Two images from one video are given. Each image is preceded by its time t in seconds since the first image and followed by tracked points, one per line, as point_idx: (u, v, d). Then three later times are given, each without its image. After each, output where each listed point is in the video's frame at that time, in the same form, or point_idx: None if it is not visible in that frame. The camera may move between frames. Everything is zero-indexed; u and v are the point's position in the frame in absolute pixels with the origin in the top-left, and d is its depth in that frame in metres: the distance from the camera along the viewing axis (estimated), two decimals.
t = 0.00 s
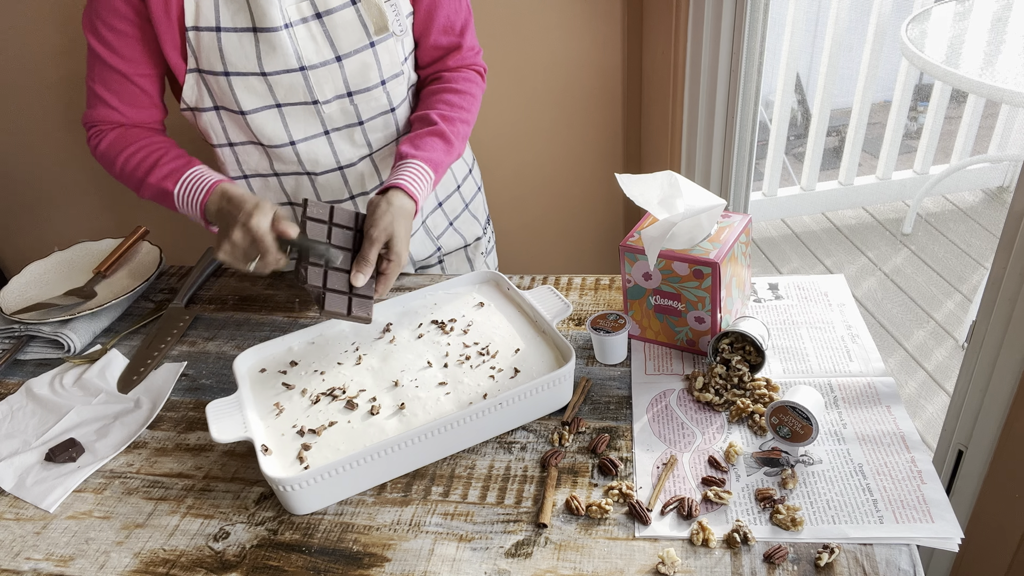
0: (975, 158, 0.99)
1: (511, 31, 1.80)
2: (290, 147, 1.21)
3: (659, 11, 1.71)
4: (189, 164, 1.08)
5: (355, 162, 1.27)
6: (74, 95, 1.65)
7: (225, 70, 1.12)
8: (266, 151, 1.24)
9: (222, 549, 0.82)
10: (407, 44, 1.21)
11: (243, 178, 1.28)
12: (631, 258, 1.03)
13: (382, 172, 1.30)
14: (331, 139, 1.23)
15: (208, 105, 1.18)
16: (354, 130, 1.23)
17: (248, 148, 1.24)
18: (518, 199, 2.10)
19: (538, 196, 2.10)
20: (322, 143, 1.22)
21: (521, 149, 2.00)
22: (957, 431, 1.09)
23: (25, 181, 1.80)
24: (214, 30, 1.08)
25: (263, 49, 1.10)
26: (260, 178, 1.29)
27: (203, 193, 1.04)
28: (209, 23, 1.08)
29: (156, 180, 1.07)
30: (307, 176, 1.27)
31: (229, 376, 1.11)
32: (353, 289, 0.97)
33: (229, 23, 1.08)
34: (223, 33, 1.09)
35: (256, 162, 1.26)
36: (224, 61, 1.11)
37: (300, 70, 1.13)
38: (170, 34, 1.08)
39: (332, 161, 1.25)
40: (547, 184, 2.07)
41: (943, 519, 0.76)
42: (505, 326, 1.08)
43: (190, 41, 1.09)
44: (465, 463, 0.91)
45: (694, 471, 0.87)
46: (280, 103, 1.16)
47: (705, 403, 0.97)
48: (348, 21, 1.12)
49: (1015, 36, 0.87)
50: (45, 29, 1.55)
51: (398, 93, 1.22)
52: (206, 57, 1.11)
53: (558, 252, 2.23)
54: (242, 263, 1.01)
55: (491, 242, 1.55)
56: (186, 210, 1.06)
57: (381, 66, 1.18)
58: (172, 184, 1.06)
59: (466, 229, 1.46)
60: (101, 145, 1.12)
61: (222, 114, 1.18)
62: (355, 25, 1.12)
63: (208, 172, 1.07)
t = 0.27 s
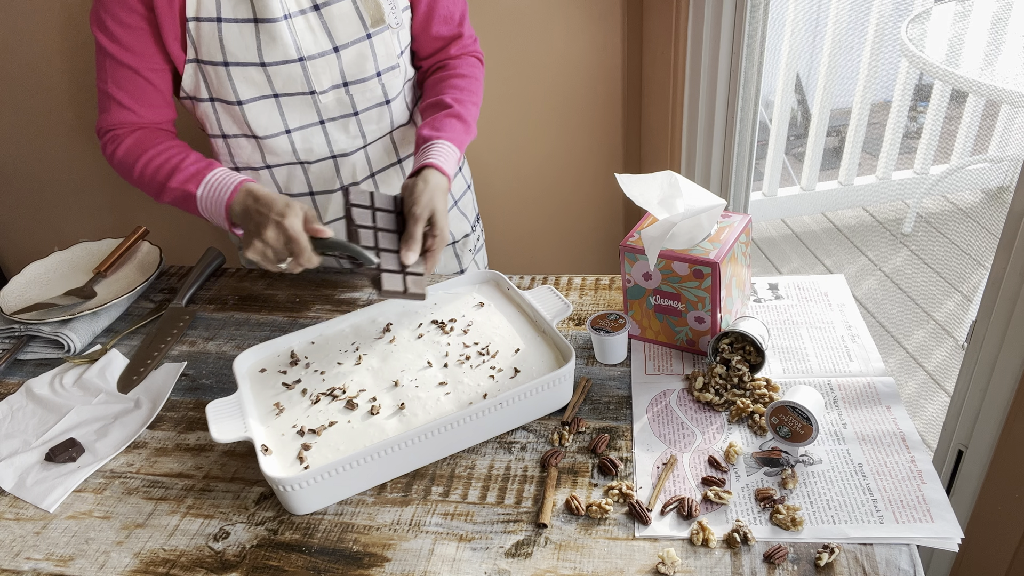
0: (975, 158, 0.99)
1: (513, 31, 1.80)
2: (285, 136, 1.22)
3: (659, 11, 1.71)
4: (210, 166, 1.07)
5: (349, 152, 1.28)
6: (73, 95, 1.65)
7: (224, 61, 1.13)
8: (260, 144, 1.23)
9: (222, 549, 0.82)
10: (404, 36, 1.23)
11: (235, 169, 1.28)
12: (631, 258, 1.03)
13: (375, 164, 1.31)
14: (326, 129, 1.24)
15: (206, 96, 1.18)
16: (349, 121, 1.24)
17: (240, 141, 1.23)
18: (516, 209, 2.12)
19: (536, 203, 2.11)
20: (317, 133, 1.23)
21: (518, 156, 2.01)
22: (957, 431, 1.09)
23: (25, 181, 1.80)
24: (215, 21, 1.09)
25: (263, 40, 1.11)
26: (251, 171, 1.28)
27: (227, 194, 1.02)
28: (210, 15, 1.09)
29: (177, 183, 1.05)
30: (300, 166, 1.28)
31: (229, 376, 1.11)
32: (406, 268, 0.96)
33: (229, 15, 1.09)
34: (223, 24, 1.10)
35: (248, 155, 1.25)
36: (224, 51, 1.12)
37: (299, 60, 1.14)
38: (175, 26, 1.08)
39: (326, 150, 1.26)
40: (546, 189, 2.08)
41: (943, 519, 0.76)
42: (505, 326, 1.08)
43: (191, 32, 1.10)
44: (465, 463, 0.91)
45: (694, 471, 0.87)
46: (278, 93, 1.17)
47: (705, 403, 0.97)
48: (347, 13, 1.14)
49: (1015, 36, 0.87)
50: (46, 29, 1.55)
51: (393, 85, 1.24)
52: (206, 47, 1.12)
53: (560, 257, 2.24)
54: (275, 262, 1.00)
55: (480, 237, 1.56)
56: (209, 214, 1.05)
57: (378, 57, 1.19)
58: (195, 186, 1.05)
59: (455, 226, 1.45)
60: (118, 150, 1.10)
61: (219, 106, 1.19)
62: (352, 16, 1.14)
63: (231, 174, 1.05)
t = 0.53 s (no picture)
0: (975, 158, 0.99)
1: (514, 33, 1.80)
2: (298, 130, 1.22)
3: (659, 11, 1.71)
4: (256, 164, 1.08)
5: (360, 144, 1.28)
6: (74, 95, 1.65)
7: (244, 61, 1.12)
8: (271, 144, 1.22)
9: (222, 549, 0.82)
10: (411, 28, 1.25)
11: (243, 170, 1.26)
12: (631, 258, 1.03)
13: (384, 157, 1.31)
14: (337, 121, 1.24)
15: (218, 97, 1.16)
16: (360, 112, 1.24)
17: (252, 143, 1.21)
18: (518, 214, 2.13)
19: (538, 208, 2.12)
20: (329, 125, 1.24)
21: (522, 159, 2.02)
22: (957, 431, 1.09)
23: (25, 181, 1.80)
24: (235, 20, 1.08)
25: (284, 37, 1.11)
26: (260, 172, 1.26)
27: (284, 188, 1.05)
28: (230, 14, 1.08)
29: (227, 185, 1.05)
30: (311, 160, 1.27)
31: (229, 376, 1.11)
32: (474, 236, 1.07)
33: (249, 14, 1.08)
34: (243, 23, 1.09)
35: (258, 156, 1.23)
36: (244, 50, 1.11)
37: (319, 56, 1.15)
38: (192, 27, 1.07)
39: (337, 141, 1.26)
40: (548, 192, 2.09)
41: (943, 519, 0.76)
42: (505, 326, 1.08)
43: (209, 33, 1.08)
44: (465, 463, 0.91)
45: (694, 471, 0.87)
46: (295, 90, 1.18)
47: (705, 403, 0.97)
48: (361, 8, 1.15)
49: (1015, 36, 0.87)
50: (46, 29, 1.55)
51: (404, 77, 1.25)
52: (225, 48, 1.11)
53: (562, 261, 2.25)
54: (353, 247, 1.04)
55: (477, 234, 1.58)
56: (265, 213, 1.06)
57: (389, 49, 1.21)
58: (246, 186, 1.05)
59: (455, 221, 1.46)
60: (145, 164, 1.06)
61: (231, 107, 1.17)
62: (366, 10, 1.16)
63: (279, 169, 1.08)
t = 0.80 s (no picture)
0: (975, 158, 0.99)
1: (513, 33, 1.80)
2: (309, 133, 1.22)
3: (659, 11, 1.71)
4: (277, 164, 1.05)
5: (370, 147, 1.28)
6: (74, 96, 1.65)
7: (257, 62, 1.12)
8: (282, 146, 1.22)
9: (222, 549, 0.82)
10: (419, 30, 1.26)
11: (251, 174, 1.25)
12: (631, 258, 1.03)
13: (393, 159, 1.32)
14: (347, 124, 1.24)
15: (228, 98, 1.16)
16: (370, 115, 1.25)
17: (262, 143, 1.21)
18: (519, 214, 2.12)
19: (539, 207, 2.11)
20: (339, 128, 1.24)
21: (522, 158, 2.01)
22: (957, 431, 1.09)
23: (26, 182, 1.80)
24: (248, 22, 1.08)
25: (297, 39, 1.11)
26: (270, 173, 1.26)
27: (309, 186, 1.02)
28: (243, 16, 1.08)
29: (249, 186, 1.02)
30: (321, 164, 1.26)
31: (230, 376, 1.11)
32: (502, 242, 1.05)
33: (262, 14, 1.09)
34: (257, 25, 1.09)
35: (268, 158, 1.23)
36: (257, 52, 1.11)
37: (331, 58, 1.15)
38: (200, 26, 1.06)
39: (348, 144, 1.26)
40: (548, 191, 2.08)
41: (943, 519, 0.76)
42: (505, 326, 1.08)
43: (220, 34, 1.08)
44: (465, 463, 0.91)
45: (694, 471, 0.87)
46: (307, 94, 1.17)
47: (705, 403, 0.97)
48: (371, 9, 1.16)
49: (1015, 37, 0.88)
50: (47, 29, 1.55)
51: (412, 79, 1.27)
52: (237, 50, 1.11)
53: (563, 261, 2.24)
54: (390, 236, 1.02)
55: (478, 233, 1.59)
56: (287, 213, 1.03)
57: (398, 51, 1.22)
58: (269, 184, 1.02)
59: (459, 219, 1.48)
60: (158, 168, 1.02)
61: (242, 108, 1.17)
62: (376, 12, 1.16)
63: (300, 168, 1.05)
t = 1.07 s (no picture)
0: (975, 158, 0.99)
1: (512, 33, 1.80)
2: (315, 139, 1.21)
3: (659, 11, 1.71)
4: (288, 173, 1.05)
5: (376, 152, 1.27)
6: (74, 96, 1.65)
7: (264, 66, 1.12)
8: (288, 149, 1.22)
9: (222, 549, 0.82)
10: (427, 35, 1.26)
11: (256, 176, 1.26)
12: (631, 258, 1.03)
13: (400, 164, 1.32)
14: (355, 130, 1.23)
15: (235, 101, 1.17)
16: (378, 121, 1.24)
17: (268, 146, 1.21)
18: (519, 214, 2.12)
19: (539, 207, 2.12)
20: (346, 133, 1.23)
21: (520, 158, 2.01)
22: (957, 431, 1.09)
23: (26, 182, 1.80)
24: (255, 26, 1.09)
25: (304, 44, 1.11)
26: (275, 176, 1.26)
27: (322, 198, 1.02)
28: (249, 20, 1.08)
29: (260, 196, 1.02)
30: (328, 169, 1.26)
31: (230, 376, 1.11)
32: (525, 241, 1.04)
33: (269, 19, 1.09)
34: (264, 29, 1.09)
35: (274, 160, 1.23)
36: (264, 57, 1.11)
37: (339, 64, 1.15)
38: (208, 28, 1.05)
39: (355, 150, 1.25)
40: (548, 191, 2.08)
41: (943, 519, 0.76)
42: (504, 326, 1.08)
43: (227, 38, 1.08)
44: (465, 463, 0.91)
45: (694, 471, 0.87)
46: (313, 98, 1.17)
47: (706, 403, 0.97)
48: (379, 14, 1.16)
49: (1015, 37, 0.88)
50: (49, 29, 1.56)
51: (419, 84, 1.27)
52: (243, 54, 1.11)
53: (564, 261, 2.25)
54: (414, 239, 1.03)
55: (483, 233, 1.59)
56: (298, 225, 1.03)
57: (406, 57, 1.22)
58: (281, 195, 1.02)
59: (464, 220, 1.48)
60: (168, 173, 1.01)
61: (247, 111, 1.17)
62: (383, 17, 1.17)
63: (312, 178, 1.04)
